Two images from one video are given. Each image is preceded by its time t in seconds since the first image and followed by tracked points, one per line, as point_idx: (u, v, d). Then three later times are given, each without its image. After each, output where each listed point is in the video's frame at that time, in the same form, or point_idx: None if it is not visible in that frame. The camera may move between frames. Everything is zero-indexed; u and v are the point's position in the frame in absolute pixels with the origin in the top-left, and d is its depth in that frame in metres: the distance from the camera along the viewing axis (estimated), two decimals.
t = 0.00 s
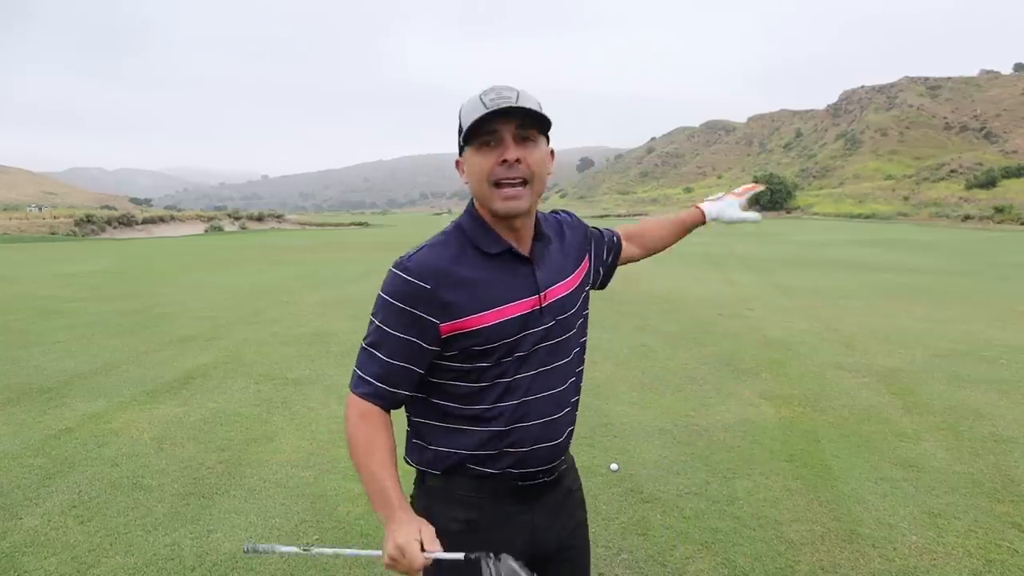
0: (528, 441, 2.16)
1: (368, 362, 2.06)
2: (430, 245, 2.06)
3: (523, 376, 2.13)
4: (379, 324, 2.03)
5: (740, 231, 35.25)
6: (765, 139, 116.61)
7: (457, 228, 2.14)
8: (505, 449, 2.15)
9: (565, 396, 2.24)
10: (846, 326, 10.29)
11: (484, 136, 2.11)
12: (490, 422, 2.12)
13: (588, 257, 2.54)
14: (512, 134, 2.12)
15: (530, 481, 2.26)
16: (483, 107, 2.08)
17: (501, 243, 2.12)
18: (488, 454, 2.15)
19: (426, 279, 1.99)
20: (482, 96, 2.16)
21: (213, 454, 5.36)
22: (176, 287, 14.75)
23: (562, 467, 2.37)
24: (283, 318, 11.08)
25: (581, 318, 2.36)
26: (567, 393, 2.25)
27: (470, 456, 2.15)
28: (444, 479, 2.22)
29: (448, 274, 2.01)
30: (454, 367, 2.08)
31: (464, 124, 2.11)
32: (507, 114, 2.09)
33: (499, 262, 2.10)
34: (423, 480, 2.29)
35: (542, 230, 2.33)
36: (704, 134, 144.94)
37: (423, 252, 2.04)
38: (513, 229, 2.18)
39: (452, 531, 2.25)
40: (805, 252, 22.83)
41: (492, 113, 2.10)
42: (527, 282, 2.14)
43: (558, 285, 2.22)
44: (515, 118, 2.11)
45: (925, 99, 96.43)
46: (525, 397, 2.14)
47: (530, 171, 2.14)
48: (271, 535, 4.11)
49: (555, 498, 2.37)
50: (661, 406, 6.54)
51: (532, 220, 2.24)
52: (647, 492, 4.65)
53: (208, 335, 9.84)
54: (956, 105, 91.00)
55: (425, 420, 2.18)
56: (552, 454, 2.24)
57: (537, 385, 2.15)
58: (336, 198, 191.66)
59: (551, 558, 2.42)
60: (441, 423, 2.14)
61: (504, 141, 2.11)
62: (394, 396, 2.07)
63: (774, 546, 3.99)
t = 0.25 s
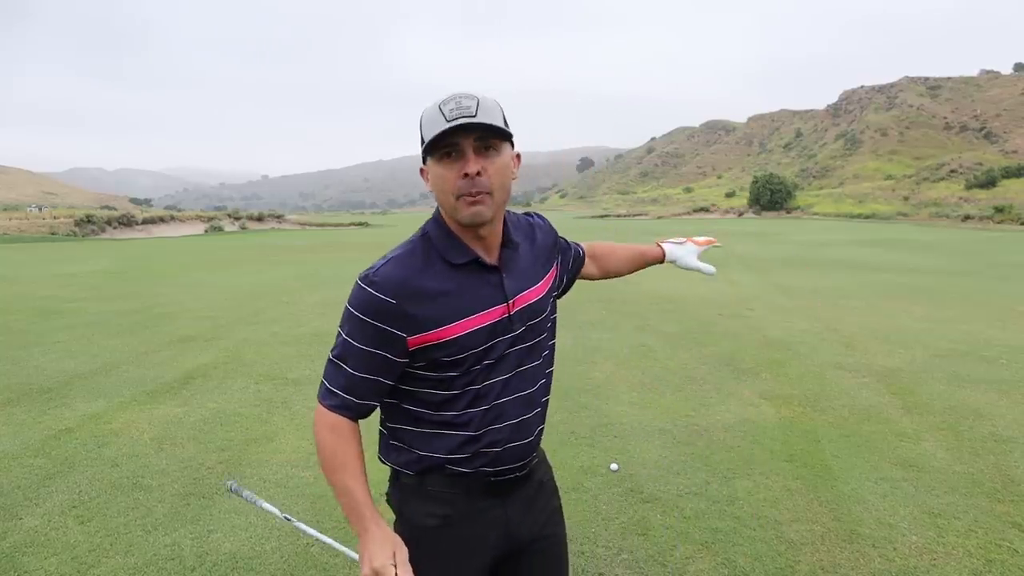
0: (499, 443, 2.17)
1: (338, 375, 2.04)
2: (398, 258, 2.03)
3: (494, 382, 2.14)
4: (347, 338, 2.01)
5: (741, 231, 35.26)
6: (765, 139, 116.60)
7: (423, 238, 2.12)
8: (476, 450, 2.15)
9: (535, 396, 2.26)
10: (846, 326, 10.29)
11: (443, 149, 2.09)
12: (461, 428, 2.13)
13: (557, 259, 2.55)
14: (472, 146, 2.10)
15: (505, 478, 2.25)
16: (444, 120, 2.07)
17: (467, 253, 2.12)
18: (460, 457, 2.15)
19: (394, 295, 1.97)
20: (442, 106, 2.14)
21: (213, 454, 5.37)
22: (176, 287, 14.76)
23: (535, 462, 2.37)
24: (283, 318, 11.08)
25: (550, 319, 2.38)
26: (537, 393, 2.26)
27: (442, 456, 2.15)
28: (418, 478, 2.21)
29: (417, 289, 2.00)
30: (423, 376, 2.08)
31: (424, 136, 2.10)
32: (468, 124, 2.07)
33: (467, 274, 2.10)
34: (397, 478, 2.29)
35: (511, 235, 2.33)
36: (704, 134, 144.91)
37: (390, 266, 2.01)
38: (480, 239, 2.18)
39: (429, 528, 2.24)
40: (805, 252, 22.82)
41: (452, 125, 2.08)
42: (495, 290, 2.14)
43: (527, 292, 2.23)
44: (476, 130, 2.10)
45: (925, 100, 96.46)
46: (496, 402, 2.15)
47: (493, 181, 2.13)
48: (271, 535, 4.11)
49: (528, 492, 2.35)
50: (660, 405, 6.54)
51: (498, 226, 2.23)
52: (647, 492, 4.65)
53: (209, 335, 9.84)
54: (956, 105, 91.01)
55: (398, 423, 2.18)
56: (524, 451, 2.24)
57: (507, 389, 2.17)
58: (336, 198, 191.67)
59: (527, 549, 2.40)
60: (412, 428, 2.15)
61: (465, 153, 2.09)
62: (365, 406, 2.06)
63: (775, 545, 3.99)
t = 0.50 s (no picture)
0: (488, 439, 2.17)
1: (327, 373, 2.04)
2: (386, 257, 2.04)
3: (482, 379, 2.14)
4: (336, 336, 2.02)
5: (741, 231, 35.25)
6: (765, 139, 116.62)
7: (411, 237, 2.12)
8: (466, 447, 2.15)
9: (524, 393, 2.26)
10: (846, 326, 10.29)
11: (434, 148, 2.08)
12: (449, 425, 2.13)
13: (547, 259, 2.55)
14: (463, 146, 2.09)
15: (496, 474, 2.26)
16: (435, 120, 2.05)
17: (455, 252, 2.11)
18: (450, 453, 2.15)
19: (381, 293, 1.97)
20: (432, 107, 2.12)
21: (213, 454, 5.37)
22: (176, 287, 14.77)
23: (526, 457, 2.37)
24: (283, 317, 11.09)
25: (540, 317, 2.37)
26: (525, 389, 2.26)
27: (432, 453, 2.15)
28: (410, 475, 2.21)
29: (404, 286, 2.00)
30: (411, 373, 2.08)
31: (413, 135, 2.08)
32: (459, 125, 2.06)
33: (454, 272, 2.09)
34: (389, 475, 2.29)
35: (501, 234, 2.33)
36: (704, 134, 144.88)
37: (378, 264, 2.01)
38: (467, 239, 2.18)
39: (422, 524, 2.24)
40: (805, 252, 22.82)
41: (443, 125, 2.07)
42: (482, 287, 2.14)
43: (514, 290, 2.23)
44: (467, 130, 2.08)
45: (925, 100, 96.45)
46: (485, 399, 2.15)
47: (483, 182, 2.12)
48: (271, 535, 4.11)
49: (520, 486, 2.36)
50: (660, 406, 6.54)
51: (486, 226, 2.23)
52: (647, 492, 4.65)
53: (209, 335, 9.85)
54: (956, 105, 91.02)
55: (388, 420, 2.18)
56: (514, 447, 2.24)
57: (495, 386, 2.17)
58: (336, 198, 191.65)
59: (520, 541, 2.41)
60: (402, 425, 2.15)
61: (456, 154, 2.08)
62: (355, 404, 2.06)
63: (775, 546, 3.99)
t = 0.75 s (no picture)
0: (506, 431, 2.16)
1: (347, 368, 2.09)
2: (401, 253, 2.08)
3: (498, 371, 2.14)
4: (356, 331, 2.07)
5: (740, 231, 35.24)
6: (765, 139, 116.60)
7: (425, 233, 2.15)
8: (485, 439, 2.15)
9: (540, 388, 2.26)
10: (846, 326, 10.29)
11: (457, 148, 2.06)
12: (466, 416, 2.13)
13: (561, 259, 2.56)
14: (486, 147, 2.09)
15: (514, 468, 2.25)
16: (460, 121, 2.04)
17: (468, 247, 2.13)
18: (469, 445, 2.15)
19: (396, 286, 2.01)
20: (453, 107, 2.11)
21: (213, 454, 5.37)
22: (175, 287, 14.77)
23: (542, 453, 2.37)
24: (283, 318, 11.09)
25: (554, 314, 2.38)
26: (541, 384, 2.27)
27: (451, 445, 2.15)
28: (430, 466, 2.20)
29: (418, 279, 2.03)
30: (428, 366, 2.10)
31: (436, 135, 2.06)
32: (482, 127, 2.05)
33: (468, 266, 2.11)
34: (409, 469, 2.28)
35: (514, 233, 2.34)
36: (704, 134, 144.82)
37: (393, 260, 2.06)
38: (481, 236, 2.20)
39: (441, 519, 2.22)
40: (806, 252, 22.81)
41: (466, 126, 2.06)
42: (496, 281, 2.15)
43: (529, 284, 2.23)
44: (489, 132, 2.08)
45: (925, 100, 96.42)
46: (501, 391, 2.15)
47: (502, 182, 2.13)
48: (271, 535, 4.11)
49: (536, 483, 2.36)
50: (660, 406, 6.54)
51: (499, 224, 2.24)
52: (647, 492, 4.65)
53: (209, 335, 9.85)
54: (956, 105, 90.96)
55: (407, 413, 2.19)
56: (532, 441, 2.24)
57: (512, 379, 2.17)
58: (336, 198, 191.65)
59: (536, 538, 2.39)
60: (420, 417, 2.16)
61: (478, 154, 2.07)
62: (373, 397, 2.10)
63: (775, 546, 3.99)
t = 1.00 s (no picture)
0: (525, 431, 2.19)
1: (372, 366, 2.11)
2: (431, 255, 2.11)
3: (518, 372, 2.17)
4: (383, 329, 2.08)
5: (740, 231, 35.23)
6: (765, 139, 116.57)
7: (455, 238, 2.17)
8: (504, 438, 2.17)
9: (556, 391, 2.29)
10: (846, 326, 10.29)
11: (523, 156, 2.06)
12: (488, 416, 2.16)
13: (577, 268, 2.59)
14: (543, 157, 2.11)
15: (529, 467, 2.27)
16: (527, 132, 2.06)
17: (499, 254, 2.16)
18: (489, 442, 2.17)
19: (425, 288, 2.04)
20: (509, 116, 2.10)
21: (214, 454, 5.37)
22: (175, 287, 14.77)
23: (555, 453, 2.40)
24: (282, 318, 11.09)
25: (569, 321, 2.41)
26: (558, 386, 2.30)
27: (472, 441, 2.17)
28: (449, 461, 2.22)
29: (447, 282, 2.06)
30: (451, 368, 2.13)
31: (503, 142, 2.04)
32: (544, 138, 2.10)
33: (495, 272, 2.14)
34: (427, 463, 2.29)
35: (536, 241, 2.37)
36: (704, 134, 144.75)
37: (425, 262, 2.08)
38: (514, 241, 2.22)
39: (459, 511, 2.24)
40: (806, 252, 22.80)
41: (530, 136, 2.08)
42: (519, 286, 2.18)
43: (550, 290, 2.27)
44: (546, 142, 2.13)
45: (925, 100, 96.36)
46: (521, 391, 2.18)
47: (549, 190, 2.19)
48: (271, 535, 4.11)
49: (550, 478, 2.39)
50: (660, 406, 6.54)
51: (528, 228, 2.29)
52: (646, 492, 4.65)
53: (208, 335, 9.84)
54: (956, 105, 90.89)
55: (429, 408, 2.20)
56: (548, 440, 2.27)
57: (532, 379, 2.20)
58: (336, 198, 191.60)
59: (545, 536, 2.42)
60: (440, 415, 2.19)
61: (538, 164, 2.11)
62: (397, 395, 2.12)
63: (774, 546, 3.99)
